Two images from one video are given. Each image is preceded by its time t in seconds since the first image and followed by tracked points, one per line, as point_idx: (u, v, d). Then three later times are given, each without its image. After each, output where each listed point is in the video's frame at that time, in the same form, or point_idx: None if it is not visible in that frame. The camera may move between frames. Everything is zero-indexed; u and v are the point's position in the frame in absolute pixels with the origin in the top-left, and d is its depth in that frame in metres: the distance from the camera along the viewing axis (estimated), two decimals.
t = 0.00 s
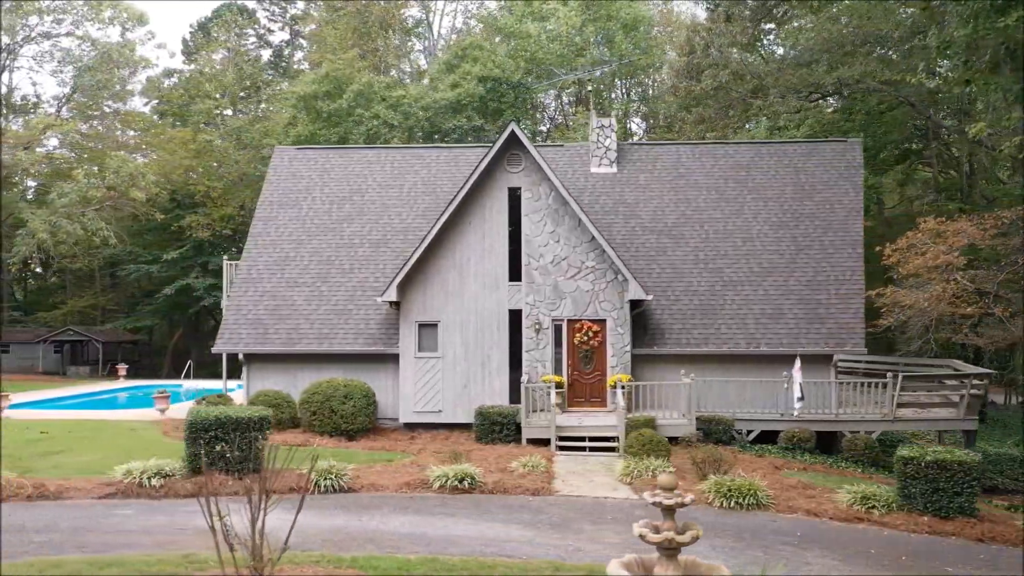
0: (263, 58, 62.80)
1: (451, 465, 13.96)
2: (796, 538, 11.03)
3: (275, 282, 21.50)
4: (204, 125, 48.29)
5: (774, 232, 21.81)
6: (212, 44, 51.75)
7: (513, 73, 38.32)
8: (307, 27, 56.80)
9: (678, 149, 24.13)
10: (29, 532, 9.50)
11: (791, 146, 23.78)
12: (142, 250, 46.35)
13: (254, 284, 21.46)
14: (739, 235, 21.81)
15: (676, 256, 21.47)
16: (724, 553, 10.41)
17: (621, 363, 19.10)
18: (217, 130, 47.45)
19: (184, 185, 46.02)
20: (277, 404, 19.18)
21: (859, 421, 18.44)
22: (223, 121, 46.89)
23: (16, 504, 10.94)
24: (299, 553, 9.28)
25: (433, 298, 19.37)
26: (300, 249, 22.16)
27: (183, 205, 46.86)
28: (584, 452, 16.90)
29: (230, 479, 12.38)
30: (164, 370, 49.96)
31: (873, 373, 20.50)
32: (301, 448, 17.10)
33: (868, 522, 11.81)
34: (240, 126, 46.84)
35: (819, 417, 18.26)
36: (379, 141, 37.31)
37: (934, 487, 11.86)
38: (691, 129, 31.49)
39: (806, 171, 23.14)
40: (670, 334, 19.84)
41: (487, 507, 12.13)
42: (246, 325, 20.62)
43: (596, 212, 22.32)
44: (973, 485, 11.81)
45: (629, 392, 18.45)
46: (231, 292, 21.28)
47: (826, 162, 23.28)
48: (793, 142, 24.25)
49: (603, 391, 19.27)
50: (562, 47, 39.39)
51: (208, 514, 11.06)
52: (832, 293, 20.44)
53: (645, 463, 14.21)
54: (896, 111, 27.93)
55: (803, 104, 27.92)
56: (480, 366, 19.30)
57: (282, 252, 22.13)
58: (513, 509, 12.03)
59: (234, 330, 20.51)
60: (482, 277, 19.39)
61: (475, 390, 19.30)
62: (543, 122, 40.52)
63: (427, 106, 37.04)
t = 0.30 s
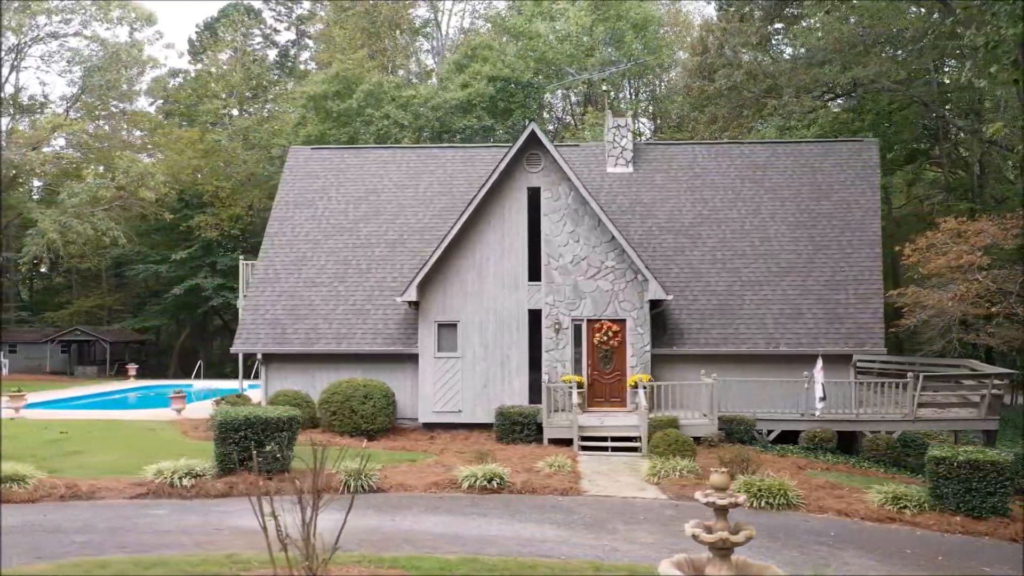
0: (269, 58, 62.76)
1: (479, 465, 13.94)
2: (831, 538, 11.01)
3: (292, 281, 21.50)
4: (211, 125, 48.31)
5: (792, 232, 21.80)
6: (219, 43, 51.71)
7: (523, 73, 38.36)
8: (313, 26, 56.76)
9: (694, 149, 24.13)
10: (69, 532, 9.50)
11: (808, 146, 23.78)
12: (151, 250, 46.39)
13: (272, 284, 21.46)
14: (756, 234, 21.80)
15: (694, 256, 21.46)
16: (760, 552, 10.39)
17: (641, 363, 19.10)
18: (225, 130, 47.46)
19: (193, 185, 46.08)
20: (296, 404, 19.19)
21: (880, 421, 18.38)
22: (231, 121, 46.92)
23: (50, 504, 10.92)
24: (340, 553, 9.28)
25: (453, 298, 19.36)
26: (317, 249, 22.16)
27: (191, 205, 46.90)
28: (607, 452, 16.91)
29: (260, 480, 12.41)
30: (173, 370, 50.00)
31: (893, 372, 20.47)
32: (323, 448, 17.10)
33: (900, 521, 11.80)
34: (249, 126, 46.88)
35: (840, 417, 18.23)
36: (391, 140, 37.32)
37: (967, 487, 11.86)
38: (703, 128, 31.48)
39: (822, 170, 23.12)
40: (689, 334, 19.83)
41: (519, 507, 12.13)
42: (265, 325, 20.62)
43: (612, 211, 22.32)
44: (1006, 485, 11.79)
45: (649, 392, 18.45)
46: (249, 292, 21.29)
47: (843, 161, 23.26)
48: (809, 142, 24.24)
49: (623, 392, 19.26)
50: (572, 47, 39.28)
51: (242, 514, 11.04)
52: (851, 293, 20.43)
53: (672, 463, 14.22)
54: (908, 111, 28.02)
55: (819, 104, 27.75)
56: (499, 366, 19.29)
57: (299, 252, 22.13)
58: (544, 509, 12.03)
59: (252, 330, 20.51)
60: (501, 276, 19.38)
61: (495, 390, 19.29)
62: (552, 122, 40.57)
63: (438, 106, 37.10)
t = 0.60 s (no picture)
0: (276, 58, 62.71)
1: (509, 465, 13.92)
2: (869, 538, 11.00)
3: (312, 282, 21.51)
4: (220, 125, 48.31)
5: (811, 232, 21.79)
6: (226, 43, 51.69)
7: (534, 73, 38.32)
8: (321, 26, 56.73)
9: (712, 149, 24.12)
10: (112, 532, 9.47)
11: (825, 146, 23.78)
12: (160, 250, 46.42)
13: (292, 284, 21.46)
14: (776, 234, 21.80)
15: (714, 256, 21.46)
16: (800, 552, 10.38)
17: (663, 363, 19.09)
18: (234, 130, 47.47)
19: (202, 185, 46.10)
20: (317, 404, 19.17)
21: (903, 421, 18.32)
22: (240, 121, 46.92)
23: (87, 504, 10.90)
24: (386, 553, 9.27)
25: (474, 297, 19.35)
26: (336, 249, 22.17)
27: (200, 205, 46.94)
28: (632, 452, 16.88)
29: (293, 479, 12.44)
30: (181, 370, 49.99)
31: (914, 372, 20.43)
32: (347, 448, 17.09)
33: (936, 521, 11.81)
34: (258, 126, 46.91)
35: (864, 417, 18.19)
36: (402, 140, 37.29)
37: (1003, 487, 11.88)
38: (719, 128, 31.45)
39: (840, 170, 23.11)
40: (710, 334, 19.82)
41: (554, 507, 12.12)
42: (285, 325, 20.61)
43: (631, 211, 22.32)
44: None
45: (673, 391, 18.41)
46: (268, 292, 21.29)
47: (861, 161, 23.23)
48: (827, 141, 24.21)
49: (645, 392, 19.23)
50: (584, 46, 39.12)
51: (280, 514, 11.02)
52: (871, 293, 20.42)
53: (701, 463, 14.22)
54: (922, 111, 28.05)
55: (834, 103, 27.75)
56: (521, 366, 19.28)
57: (318, 252, 22.14)
58: (579, 509, 12.02)
59: (272, 330, 20.51)
60: (523, 276, 19.36)
61: (517, 390, 19.29)
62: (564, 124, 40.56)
63: (450, 105, 37.14)
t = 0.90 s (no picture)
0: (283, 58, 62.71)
1: (540, 465, 13.90)
2: (908, 538, 10.98)
3: (332, 282, 21.52)
4: (228, 125, 48.42)
5: (831, 231, 21.79)
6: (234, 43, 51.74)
7: (546, 72, 38.29)
8: (328, 26, 56.68)
9: (730, 148, 24.11)
10: (158, 532, 9.48)
11: (843, 145, 23.79)
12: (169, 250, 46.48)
13: (312, 284, 21.48)
14: (796, 234, 21.79)
15: (734, 255, 21.46)
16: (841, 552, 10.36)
17: (686, 362, 19.08)
18: (243, 129, 47.53)
19: (212, 185, 46.17)
20: (339, 404, 19.18)
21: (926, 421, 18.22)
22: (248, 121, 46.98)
23: (127, 504, 10.91)
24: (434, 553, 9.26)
25: (497, 297, 19.35)
26: (356, 249, 22.18)
27: (210, 205, 47.03)
28: (657, 451, 16.89)
29: (327, 479, 12.45)
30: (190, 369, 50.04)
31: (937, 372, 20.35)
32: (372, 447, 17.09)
33: (972, 522, 11.81)
34: (266, 126, 46.97)
35: (887, 417, 18.13)
36: (414, 140, 37.36)
37: None
38: (734, 127, 31.49)
39: (859, 170, 23.08)
40: (732, 334, 19.82)
41: (590, 507, 12.11)
42: (306, 325, 20.62)
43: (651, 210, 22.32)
44: None
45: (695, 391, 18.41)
46: (289, 292, 21.30)
47: (880, 161, 23.19)
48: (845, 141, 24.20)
49: (668, 392, 19.19)
50: (595, 45, 39.04)
51: (319, 514, 11.02)
52: (893, 292, 20.41)
53: (731, 462, 14.24)
54: (936, 111, 28.13)
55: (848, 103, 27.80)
56: (544, 366, 19.29)
57: (338, 252, 22.15)
58: (616, 509, 12.00)
59: (293, 330, 20.51)
60: (545, 276, 19.35)
61: (539, 389, 19.29)
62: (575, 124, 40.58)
63: (461, 105, 37.31)
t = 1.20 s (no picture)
0: (290, 57, 62.67)
1: (571, 465, 13.90)
2: (947, 538, 10.98)
3: (352, 281, 21.51)
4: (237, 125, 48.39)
5: (851, 231, 21.76)
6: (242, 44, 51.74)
7: (557, 72, 38.31)
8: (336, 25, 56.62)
9: (748, 148, 24.10)
10: (203, 531, 9.45)
11: (861, 145, 23.78)
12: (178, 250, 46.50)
13: (332, 284, 21.47)
14: (816, 234, 21.77)
15: (754, 255, 21.44)
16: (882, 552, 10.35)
17: (708, 362, 19.08)
18: (252, 129, 47.56)
19: (221, 185, 46.17)
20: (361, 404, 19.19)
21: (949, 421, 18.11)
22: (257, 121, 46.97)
23: (166, 504, 10.90)
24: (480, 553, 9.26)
25: (519, 297, 19.34)
26: (375, 249, 22.17)
27: (218, 204, 47.03)
28: (683, 451, 16.88)
29: (362, 479, 12.46)
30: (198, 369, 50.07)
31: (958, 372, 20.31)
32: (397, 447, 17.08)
33: (1009, 522, 11.83)
34: (275, 126, 46.96)
35: (911, 417, 18.07)
36: (426, 140, 37.37)
37: None
38: (750, 127, 31.48)
39: (877, 169, 23.04)
40: (753, 334, 19.80)
41: (625, 507, 12.10)
42: (327, 324, 20.61)
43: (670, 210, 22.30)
44: None
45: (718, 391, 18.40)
46: (309, 292, 21.30)
47: (898, 161, 23.16)
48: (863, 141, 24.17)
49: (691, 391, 19.19)
50: (606, 45, 38.98)
51: (357, 514, 11.02)
52: (914, 292, 20.39)
53: (761, 462, 14.24)
54: (952, 110, 28.13)
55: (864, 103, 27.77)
56: (566, 366, 19.29)
57: (357, 252, 22.14)
58: (652, 509, 12.00)
59: (314, 330, 20.50)
60: (568, 276, 19.35)
61: (561, 389, 19.29)
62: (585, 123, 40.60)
63: (472, 105, 37.32)
